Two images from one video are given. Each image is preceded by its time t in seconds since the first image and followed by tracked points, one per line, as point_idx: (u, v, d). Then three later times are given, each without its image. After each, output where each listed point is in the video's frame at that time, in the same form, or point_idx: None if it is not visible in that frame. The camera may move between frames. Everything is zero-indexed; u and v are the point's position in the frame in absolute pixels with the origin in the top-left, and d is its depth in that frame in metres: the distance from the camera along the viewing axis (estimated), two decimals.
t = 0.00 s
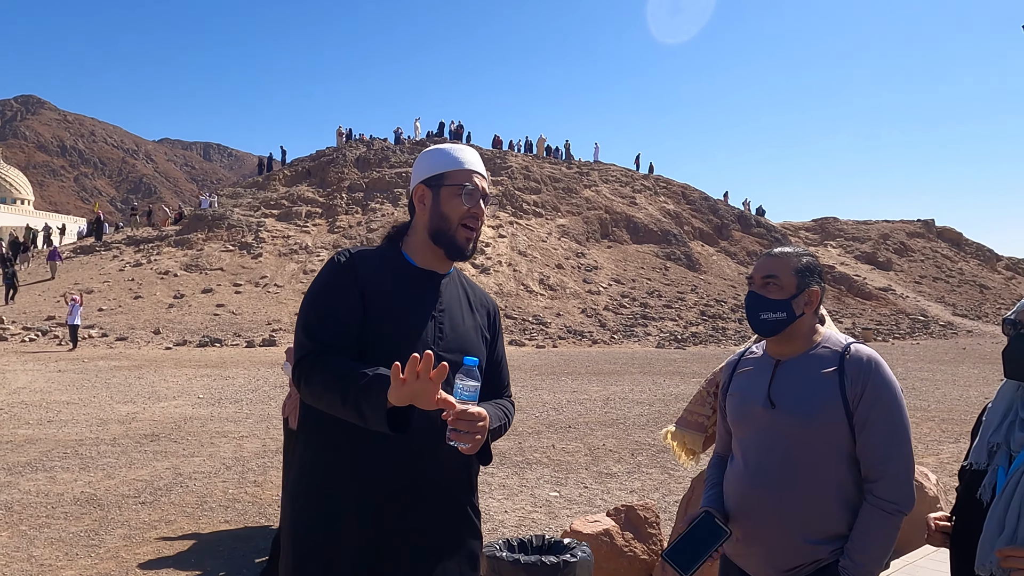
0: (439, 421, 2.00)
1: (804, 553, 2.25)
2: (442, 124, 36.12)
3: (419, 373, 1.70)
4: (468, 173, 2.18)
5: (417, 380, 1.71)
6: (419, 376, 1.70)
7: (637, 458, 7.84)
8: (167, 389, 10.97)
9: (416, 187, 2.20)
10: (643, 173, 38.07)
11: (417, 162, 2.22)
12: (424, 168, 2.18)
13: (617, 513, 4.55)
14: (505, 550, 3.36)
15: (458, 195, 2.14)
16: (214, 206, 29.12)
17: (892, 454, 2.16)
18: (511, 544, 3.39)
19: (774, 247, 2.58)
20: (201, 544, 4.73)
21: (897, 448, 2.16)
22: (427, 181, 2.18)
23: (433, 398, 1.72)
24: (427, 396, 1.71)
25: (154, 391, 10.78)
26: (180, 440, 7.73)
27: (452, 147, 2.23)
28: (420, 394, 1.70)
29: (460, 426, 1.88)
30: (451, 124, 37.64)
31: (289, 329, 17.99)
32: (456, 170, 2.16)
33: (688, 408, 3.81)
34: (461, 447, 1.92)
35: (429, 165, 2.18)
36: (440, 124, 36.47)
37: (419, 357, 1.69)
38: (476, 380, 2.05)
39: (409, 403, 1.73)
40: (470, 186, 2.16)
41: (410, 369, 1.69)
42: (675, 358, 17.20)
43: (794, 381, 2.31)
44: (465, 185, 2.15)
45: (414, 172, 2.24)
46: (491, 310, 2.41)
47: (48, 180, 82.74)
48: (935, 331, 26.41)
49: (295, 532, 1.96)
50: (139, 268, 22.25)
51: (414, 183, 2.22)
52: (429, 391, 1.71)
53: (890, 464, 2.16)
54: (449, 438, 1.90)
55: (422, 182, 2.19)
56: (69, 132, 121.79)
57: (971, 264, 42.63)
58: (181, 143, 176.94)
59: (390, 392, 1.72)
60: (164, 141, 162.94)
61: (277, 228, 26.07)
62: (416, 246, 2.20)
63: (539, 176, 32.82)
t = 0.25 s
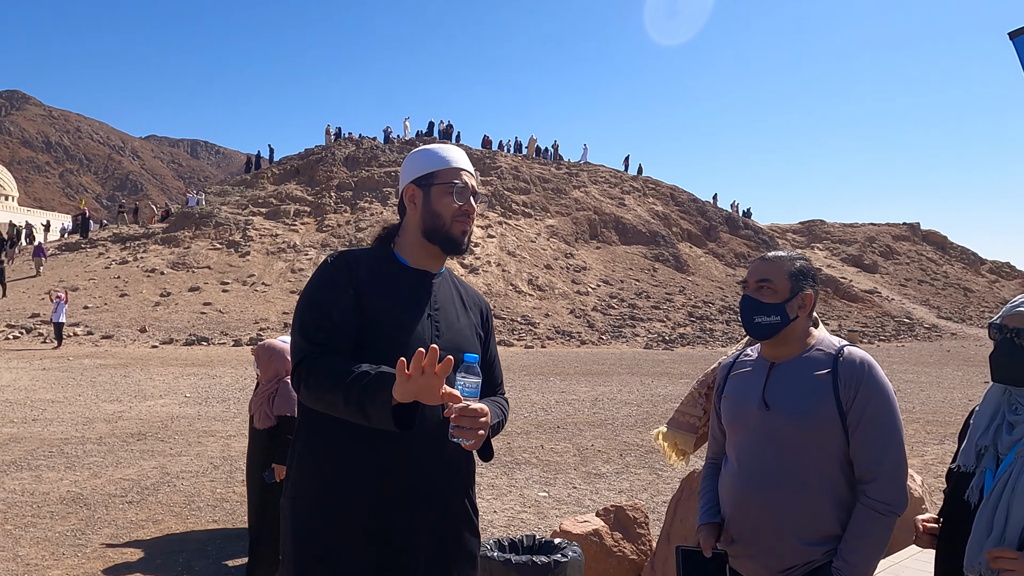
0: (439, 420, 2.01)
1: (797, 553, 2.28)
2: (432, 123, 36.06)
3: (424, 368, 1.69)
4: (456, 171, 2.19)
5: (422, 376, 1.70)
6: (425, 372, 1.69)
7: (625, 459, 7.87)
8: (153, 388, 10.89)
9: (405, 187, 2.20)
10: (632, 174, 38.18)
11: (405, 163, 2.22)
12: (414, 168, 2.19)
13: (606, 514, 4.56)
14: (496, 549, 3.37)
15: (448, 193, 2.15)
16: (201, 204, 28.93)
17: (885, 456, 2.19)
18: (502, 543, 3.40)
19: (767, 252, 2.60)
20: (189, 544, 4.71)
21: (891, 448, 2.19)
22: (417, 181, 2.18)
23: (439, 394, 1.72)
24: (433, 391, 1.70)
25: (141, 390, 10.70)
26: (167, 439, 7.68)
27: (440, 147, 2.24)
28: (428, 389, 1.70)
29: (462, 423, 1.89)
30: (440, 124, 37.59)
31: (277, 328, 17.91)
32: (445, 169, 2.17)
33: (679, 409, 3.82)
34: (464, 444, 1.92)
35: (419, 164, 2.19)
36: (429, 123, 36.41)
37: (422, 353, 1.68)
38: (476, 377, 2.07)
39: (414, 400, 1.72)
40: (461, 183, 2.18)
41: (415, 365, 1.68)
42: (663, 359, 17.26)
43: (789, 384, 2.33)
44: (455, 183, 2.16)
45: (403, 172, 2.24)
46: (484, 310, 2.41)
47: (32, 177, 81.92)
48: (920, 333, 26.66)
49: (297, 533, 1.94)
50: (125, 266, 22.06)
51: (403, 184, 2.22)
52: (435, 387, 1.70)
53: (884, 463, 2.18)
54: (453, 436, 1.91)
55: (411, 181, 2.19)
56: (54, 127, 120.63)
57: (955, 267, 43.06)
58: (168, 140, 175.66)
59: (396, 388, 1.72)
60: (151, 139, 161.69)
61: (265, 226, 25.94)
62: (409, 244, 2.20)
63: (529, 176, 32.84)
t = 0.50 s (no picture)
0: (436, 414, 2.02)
1: (784, 545, 2.29)
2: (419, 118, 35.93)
3: (433, 359, 1.70)
4: (439, 164, 2.18)
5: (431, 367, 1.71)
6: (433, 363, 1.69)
7: (613, 453, 7.90)
8: (138, 384, 10.80)
9: (389, 181, 2.19)
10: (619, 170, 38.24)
11: (388, 158, 2.21)
12: (398, 161, 2.17)
13: (595, 508, 4.58)
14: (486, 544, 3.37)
15: (434, 187, 2.14)
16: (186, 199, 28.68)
17: (871, 450, 2.21)
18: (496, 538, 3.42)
19: (757, 246, 2.62)
20: (177, 540, 4.68)
21: (875, 440, 2.21)
22: (402, 175, 2.17)
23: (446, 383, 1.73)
24: (439, 382, 1.70)
25: (126, 386, 10.60)
26: (153, 436, 7.62)
27: (422, 141, 2.23)
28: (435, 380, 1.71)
29: (465, 413, 1.89)
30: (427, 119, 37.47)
31: (263, 324, 17.81)
32: (427, 163, 2.16)
33: (668, 405, 3.85)
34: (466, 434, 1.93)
35: (404, 158, 2.17)
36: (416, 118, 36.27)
37: (430, 343, 1.69)
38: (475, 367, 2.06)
39: (420, 392, 1.73)
40: (442, 177, 2.16)
41: (422, 356, 1.69)
42: (650, 354, 17.33)
43: (778, 378, 2.35)
44: (438, 177, 2.15)
45: (386, 167, 2.23)
46: (470, 303, 2.41)
47: (13, 171, 80.83)
48: (903, 328, 26.93)
49: (299, 532, 1.94)
50: (110, 261, 21.84)
51: (387, 178, 2.21)
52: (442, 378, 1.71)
53: (871, 456, 2.21)
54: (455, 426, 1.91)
55: (395, 175, 2.18)
56: (36, 121, 119.07)
57: (938, 263, 43.50)
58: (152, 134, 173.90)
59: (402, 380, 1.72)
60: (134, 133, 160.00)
61: (251, 222, 25.76)
62: (394, 241, 2.20)
63: (516, 172, 32.82)
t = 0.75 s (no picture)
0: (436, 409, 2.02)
1: (773, 536, 2.32)
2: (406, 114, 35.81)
3: (439, 353, 1.69)
4: (441, 168, 2.18)
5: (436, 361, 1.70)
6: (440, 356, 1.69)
7: (603, 448, 7.93)
8: (125, 383, 10.71)
9: (392, 176, 2.16)
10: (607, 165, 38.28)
11: (388, 153, 2.18)
12: (399, 159, 2.15)
13: (587, 502, 4.58)
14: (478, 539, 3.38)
15: (438, 190, 2.16)
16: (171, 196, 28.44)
17: (859, 441, 2.24)
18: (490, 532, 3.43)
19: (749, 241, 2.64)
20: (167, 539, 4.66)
21: (863, 431, 2.24)
22: (405, 172, 2.15)
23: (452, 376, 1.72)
24: (445, 376, 1.70)
25: (112, 385, 10.52)
26: (141, 434, 7.57)
27: (424, 141, 2.22)
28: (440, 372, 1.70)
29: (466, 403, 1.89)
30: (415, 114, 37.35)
31: (251, 321, 17.73)
32: (431, 165, 2.16)
33: (656, 399, 3.86)
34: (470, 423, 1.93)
35: (403, 157, 2.16)
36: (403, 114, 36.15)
37: (438, 337, 1.68)
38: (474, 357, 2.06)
39: (425, 386, 1.72)
40: (444, 180, 2.17)
41: (429, 351, 1.68)
42: (639, 349, 17.39)
43: (767, 371, 2.37)
44: (442, 180, 2.17)
45: (383, 161, 2.20)
46: (458, 298, 2.42)
47: None
48: (889, 321, 27.17)
49: (304, 532, 1.95)
50: (95, 259, 21.64)
51: (386, 174, 2.18)
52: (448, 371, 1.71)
53: (858, 448, 2.23)
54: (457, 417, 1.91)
55: (399, 171, 2.15)
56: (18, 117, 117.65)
57: (923, 256, 43.88)
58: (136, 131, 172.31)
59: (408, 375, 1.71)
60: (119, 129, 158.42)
61: (237, 218, 25.60)
62: (385, 239, 2.19)
63: (504, 168, 32.79)
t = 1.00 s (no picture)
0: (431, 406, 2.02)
1: (761, 529, 2.33)
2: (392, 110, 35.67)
3: (448, 356, 1.69)
4: (432, 165, 2.18)
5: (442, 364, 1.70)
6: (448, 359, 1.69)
7: (591, 444, 7.96)
8: (109, 382, 10.62)
9: (383, 174, 2.15)
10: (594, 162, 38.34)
11: (379, 150, 2.17)
12: (389, 156, 2.15)
13: (575, 498, 4.61)
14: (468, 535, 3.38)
15: (430, 187, 2.15)
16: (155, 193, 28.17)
17: (846, 435, 2.25)
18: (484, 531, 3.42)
19: (736, 237, 2.65)
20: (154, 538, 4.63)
21: (849, 425, 2.26)
22: (396, 170, 2.14)
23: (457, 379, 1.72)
24: (451, 377, 1.70)
25: (96, 384, 10.42)
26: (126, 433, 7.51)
27: (415, 138, 2.21)
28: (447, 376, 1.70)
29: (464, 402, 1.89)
30: (401, 111, 37.22)
31: (237, 319, 17.61)
32: (423, 162, 2.15)
33: (639, 394, 3.88)
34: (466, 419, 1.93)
35: (394, 154, 2.15)
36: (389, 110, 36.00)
37: (449, 340, 1.68)
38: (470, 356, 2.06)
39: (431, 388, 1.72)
40: (437, 178, 2.17)
41: (439, 353, 1.67)
42: (625, 345, 17.46)
43: (755, 367, 2.38)
44: (433, 178, 2.16)
45: (374, 158, 2.19)
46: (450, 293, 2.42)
47: None
48: (873, 317, 27.43)
49: (302, 532, 1.94)
50: (77, 257, 21.41)
51: (377, 171, 2.17)
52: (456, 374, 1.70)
53: (845, 442, 2.25)
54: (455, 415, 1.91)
55: (390, 169, 2.15)
56: None
57: (906, 252, 44.34)
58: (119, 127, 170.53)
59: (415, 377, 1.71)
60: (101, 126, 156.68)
61: (222, 216, 25.40)
62: (378, 235, 2.18)
63: (490, 165, 32.76)
